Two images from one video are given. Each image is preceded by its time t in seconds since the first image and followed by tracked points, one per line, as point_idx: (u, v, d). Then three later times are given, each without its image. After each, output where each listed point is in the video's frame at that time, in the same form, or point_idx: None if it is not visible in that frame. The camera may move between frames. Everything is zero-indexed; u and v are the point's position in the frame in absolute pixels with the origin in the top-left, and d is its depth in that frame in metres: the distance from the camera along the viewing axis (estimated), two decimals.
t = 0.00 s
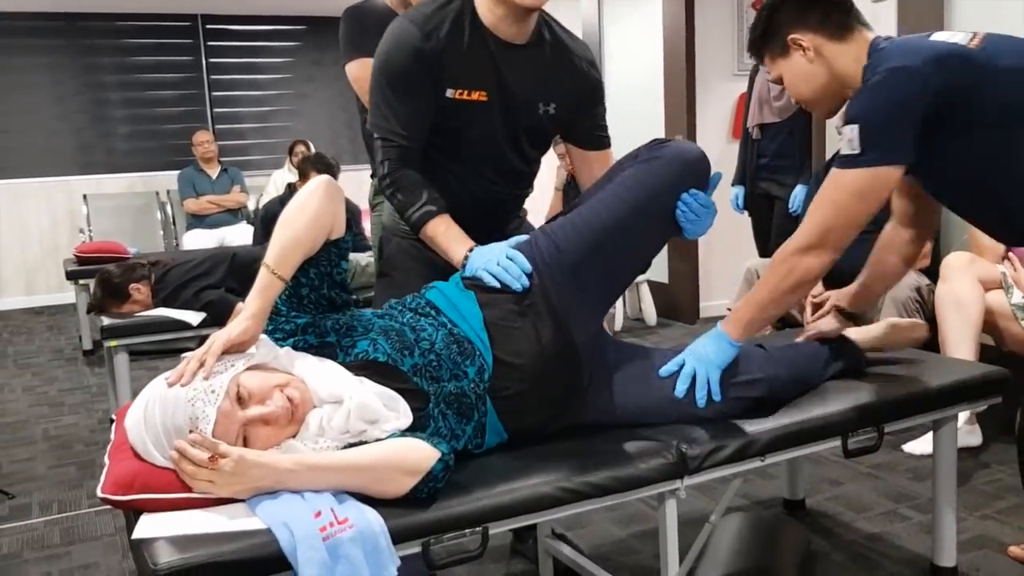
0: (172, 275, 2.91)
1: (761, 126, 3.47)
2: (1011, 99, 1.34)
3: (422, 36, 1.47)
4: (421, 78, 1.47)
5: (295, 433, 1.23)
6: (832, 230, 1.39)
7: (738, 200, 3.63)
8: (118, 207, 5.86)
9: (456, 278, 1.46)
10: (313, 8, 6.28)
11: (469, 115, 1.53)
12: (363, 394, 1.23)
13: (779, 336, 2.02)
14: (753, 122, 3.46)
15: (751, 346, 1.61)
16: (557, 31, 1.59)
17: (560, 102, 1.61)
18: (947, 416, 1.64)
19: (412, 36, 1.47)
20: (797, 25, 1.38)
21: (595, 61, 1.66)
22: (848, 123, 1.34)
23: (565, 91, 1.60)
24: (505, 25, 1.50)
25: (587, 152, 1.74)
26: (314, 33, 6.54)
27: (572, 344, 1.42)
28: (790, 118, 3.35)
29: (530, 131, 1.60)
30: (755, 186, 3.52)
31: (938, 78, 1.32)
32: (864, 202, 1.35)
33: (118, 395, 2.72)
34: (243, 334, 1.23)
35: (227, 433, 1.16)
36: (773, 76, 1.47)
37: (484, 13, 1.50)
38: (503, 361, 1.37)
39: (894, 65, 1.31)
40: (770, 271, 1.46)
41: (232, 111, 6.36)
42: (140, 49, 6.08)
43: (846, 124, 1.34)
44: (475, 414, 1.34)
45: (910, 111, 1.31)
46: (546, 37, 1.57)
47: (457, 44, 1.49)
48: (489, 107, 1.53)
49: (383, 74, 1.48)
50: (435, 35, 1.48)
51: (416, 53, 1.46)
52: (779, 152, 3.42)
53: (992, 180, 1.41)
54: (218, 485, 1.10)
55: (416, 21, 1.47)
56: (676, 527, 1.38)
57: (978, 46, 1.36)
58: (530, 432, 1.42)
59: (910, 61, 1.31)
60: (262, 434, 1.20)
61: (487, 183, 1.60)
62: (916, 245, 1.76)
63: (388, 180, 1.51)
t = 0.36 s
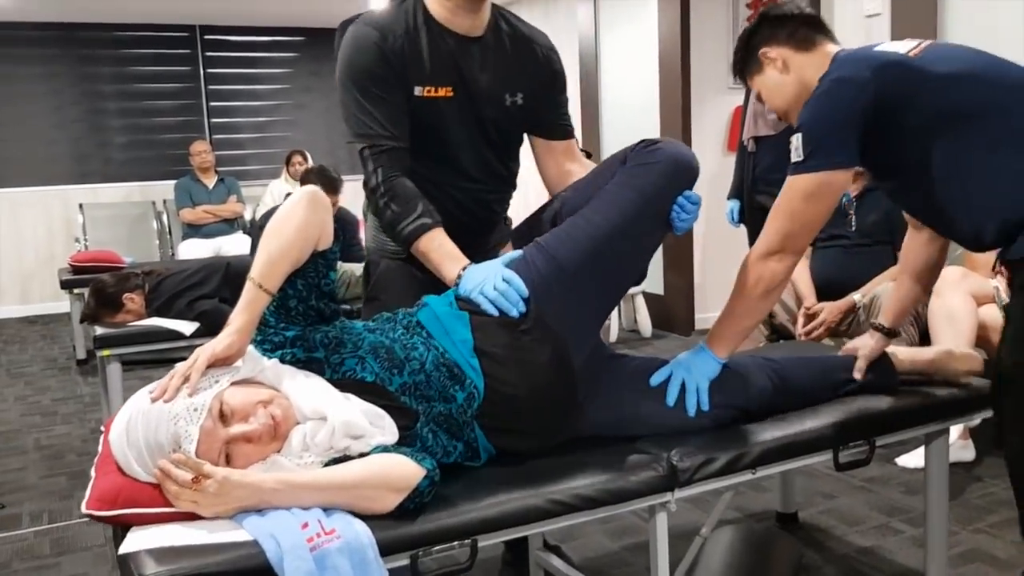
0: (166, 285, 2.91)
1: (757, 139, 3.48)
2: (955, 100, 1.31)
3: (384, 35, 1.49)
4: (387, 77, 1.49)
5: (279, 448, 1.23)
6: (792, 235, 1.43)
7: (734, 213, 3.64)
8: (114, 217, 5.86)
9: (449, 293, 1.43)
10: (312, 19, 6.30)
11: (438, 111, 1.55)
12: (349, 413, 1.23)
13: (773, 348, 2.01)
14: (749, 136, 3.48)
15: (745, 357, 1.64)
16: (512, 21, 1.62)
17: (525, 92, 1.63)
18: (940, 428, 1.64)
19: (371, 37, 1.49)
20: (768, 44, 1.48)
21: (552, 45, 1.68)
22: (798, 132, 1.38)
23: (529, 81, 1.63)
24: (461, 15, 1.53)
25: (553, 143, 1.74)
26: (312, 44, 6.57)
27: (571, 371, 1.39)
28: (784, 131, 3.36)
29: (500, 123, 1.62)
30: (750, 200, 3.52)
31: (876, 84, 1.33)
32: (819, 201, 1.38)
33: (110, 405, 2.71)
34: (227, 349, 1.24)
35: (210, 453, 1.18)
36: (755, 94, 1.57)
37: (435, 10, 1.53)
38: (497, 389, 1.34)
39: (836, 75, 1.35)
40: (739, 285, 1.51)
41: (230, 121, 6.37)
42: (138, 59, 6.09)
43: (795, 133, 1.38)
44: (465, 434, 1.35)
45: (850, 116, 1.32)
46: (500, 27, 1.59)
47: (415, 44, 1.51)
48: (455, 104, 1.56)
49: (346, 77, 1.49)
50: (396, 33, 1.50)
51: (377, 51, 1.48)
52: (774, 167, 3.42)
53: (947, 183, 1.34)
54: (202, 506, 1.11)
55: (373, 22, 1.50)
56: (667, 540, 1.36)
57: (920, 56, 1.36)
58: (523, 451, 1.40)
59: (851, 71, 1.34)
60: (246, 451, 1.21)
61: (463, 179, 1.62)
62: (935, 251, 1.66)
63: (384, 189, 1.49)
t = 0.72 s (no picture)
0: (157, 311, 2.90)
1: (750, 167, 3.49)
2: (932, 134, 1.39)
3: (329, 68, 1.52)
4: (338, 112, 1.53)
5: (264, 479, 1.23)
6: (781, 257, 1.45)
7: (727, 240, 3.65)
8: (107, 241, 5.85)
9: (439, 322, 1.42)
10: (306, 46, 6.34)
11: (393, 139, 1.57)
12: (337, 443, 1.23)
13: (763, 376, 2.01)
14: (742, 164, 3.49)
15: (743, 386, 1.64)
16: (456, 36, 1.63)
17: (478, 104, 1.63)
18: (929, 458, 1.64)
19: (314, 76, 1.52)
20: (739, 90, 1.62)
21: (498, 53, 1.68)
22: (783, 161, 1.42)
23: (481, 92, 1.63)
24: (401, 38, 1.55)
25: (505, 155, 1.71)
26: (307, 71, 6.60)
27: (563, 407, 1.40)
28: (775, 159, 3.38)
29: (458, 140, 1.62)
30: (743, 228, 3.54)
31: (860, 115, 1.39)
32: (803, 227, 1.42)
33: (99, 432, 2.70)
34: (216, 378, 1.24)
35: (196, 484, 1.17)
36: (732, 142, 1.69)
37: (372, 38, 1.55)
38: (487, 421, 1.34)
39: (820, 107, 1.40)
40: (729, 310, 1.52)
41: (225, 147, 6.40)
42: (134, 85, 6.11)
43: (780, 161, 1.42)
44: (456, 466, 1.34)
45: (836, 143, 1.38)
46: (443, 44, 1.60)
47: (360, 76, 1.54)
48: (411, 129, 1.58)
49: (299, 118, 1.54)
50: (342, 66, 1.53)
51: (323, 86, 1.51)
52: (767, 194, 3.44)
53: (927, 213, 1.41)
54: (190, 537, 1.09)
55: (313, 61, 1.53)
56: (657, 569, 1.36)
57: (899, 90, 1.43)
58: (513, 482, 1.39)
59: (835, 103, 1.40)
60: (231, 483, 1.20)
61: (432, 201, 1.64)
62: (913, 280, 1.77)
63: (364, 223, 1.51)
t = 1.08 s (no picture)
0: (143, 341, 2.90)
1: (738, 200, 3.53)
2: (897, 162, 1.46)
3: (280, 111, 1.54)
4: (294, 155, 1.54)
5: (247, 507, 1.22)
6: (757, 279, 1.48)
7: (716, 271, 3.67)
8: (94, 274, 5.82)
9: (425, 350, 1.41)
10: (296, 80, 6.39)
11: (354, 176, 1.57)
12: (323, 472, 1.22)
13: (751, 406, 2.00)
14: (731, 196, 3.52)
15: (728, 414, 1.64)
16: (409, 66, 1.63)
17: (437, 132, 1.63)
18: (918, 486, 1.65)
19: (267, 122, 1.53)
20: (716, 112, 1.66)
21: (453, 78, 1.68)
22: (755, 184, 1.48)
23: (437, 118, 1.63)
24: (349, 74, 1.55)
25: (465, 179, 1.70)
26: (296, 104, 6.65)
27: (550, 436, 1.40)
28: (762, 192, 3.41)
29: (420, 169, 1.62)
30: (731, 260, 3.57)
31: (827, 140, 1.47)
32: (774, 250, 1.46)
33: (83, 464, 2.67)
34: (201, 390, 1.26)
35: (177, 513, 1.16)
36: (709, 165, 1.72)
37: (318, 74, 1.56)
38: (473, 451, 1.33)
39: (792, 131, 1.47)
40: (711, 336, 1.53)
41: (215, 180, 6.44)
42: (123, 119, 6.13)
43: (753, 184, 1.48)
44: (444, 496, 1.33)
45: (805, 168, 1.44)
46: (395, 73, 1.60)
47: (312, 115, 1.55)
48: (370, 163, 1.57)
49: (256, 166, 1.55)
50: (293, 110, 1.55)
51: (275, 130, 1.53)
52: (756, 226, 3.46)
53: (898, 236, 1.49)
54: (174, 571, 1.08)
55: (265, 108, 1.54)
56: None
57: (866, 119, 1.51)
58: (499, 509, 1.39)
59: (806, 128, 1.47)
60: (211, 511, 1.19)
61: (397, 234, 1.63)
62: (884, 307, 1.80)
63: (335, 262, 1.50)
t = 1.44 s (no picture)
0: (138, 374, 2.89)
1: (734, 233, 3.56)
2: (899, 198, 1.48)
3: (277, 146, 1.56)
4: (291, 188, 1.55)
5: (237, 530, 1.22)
6: (755, 309, 1.49)
7: (713, 305, 3.68)
8: (90, 308, 5.82)
9: (424, 380, 1.40)
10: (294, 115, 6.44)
11: (352, 207, 1.58)
12: (321, 502, 1.22)
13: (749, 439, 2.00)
14: (727, 230, 3.55)
15: (726, 446, 1.64)
16: (405, 95, 1.64)
17: (433, 161, 1.63)
18: (918, 519, 1.64)
19: (264, 155, 1.55)
20: (709, 142, 1.68)
21: (448, 107, 1.69)
22: (755, 217, 1.49)
23: (434, 148, 1.64)
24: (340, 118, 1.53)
25: (463, 206, 1.72)
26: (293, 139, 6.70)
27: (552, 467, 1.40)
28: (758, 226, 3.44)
29: (416, 199, 1.63)
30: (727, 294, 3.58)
31: (828, 174, 1.48)
32: (773, 281, 1.47)
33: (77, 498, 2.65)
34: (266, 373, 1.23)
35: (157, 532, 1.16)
36: (701, 194, 1.74)
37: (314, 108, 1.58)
38: (474, 483, 1.33)
39: (792, 165, 1.49)
40: (711, 367, 1.54)
41: (213, 214, 6.47)
42: (122, 153, 6.17)
43: (752, 217, 1.49)
44: (443, 528, 1.32)
45: (804, 202, 1.46)
46: (389, 103, 1.61)
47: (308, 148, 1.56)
48: (366, 195, 1.59)
49: (255, 200, 1.57)
50: (290, 144, 1.57)
51: (272, 164, 1.55)
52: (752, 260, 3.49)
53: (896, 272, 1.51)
54: None
55: (263, 142, 1.56)
56: None
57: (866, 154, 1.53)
58: (501, 539, 1.38)
59: (806, 162, 1.49)
60: (187, 530, 1.17)
61: (394, 264, 1.63)
62: (871, 337, 1.81)
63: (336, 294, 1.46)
